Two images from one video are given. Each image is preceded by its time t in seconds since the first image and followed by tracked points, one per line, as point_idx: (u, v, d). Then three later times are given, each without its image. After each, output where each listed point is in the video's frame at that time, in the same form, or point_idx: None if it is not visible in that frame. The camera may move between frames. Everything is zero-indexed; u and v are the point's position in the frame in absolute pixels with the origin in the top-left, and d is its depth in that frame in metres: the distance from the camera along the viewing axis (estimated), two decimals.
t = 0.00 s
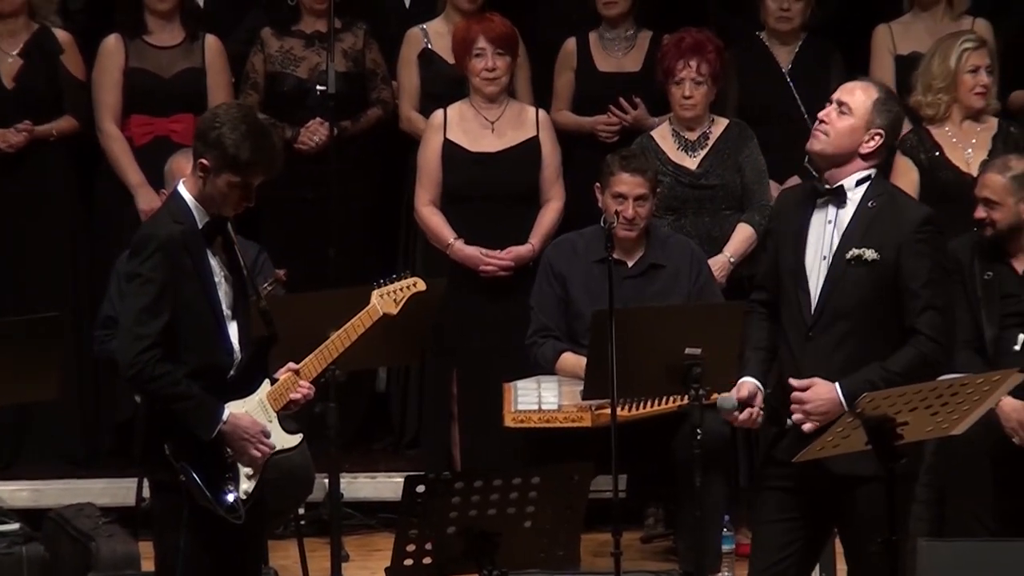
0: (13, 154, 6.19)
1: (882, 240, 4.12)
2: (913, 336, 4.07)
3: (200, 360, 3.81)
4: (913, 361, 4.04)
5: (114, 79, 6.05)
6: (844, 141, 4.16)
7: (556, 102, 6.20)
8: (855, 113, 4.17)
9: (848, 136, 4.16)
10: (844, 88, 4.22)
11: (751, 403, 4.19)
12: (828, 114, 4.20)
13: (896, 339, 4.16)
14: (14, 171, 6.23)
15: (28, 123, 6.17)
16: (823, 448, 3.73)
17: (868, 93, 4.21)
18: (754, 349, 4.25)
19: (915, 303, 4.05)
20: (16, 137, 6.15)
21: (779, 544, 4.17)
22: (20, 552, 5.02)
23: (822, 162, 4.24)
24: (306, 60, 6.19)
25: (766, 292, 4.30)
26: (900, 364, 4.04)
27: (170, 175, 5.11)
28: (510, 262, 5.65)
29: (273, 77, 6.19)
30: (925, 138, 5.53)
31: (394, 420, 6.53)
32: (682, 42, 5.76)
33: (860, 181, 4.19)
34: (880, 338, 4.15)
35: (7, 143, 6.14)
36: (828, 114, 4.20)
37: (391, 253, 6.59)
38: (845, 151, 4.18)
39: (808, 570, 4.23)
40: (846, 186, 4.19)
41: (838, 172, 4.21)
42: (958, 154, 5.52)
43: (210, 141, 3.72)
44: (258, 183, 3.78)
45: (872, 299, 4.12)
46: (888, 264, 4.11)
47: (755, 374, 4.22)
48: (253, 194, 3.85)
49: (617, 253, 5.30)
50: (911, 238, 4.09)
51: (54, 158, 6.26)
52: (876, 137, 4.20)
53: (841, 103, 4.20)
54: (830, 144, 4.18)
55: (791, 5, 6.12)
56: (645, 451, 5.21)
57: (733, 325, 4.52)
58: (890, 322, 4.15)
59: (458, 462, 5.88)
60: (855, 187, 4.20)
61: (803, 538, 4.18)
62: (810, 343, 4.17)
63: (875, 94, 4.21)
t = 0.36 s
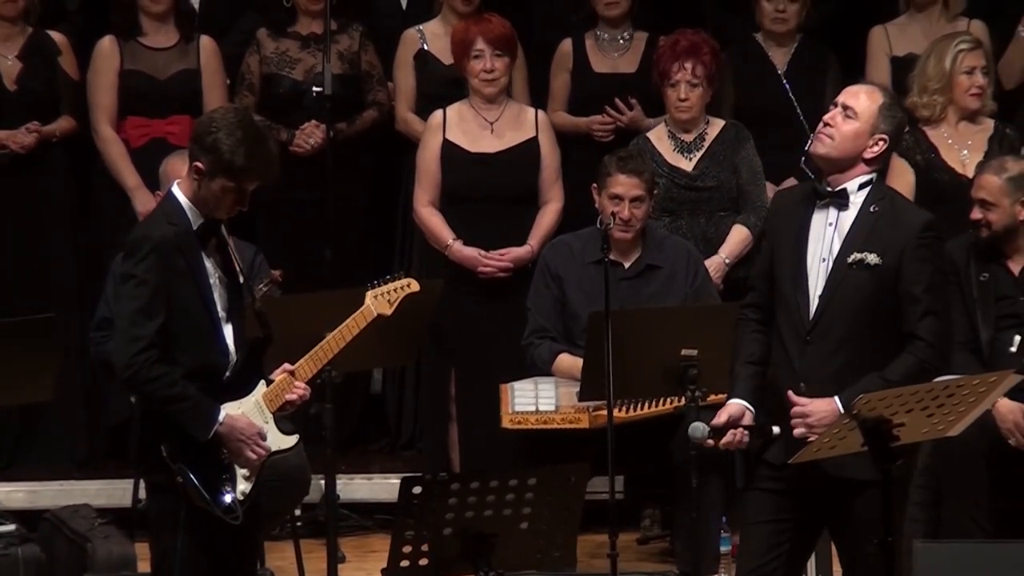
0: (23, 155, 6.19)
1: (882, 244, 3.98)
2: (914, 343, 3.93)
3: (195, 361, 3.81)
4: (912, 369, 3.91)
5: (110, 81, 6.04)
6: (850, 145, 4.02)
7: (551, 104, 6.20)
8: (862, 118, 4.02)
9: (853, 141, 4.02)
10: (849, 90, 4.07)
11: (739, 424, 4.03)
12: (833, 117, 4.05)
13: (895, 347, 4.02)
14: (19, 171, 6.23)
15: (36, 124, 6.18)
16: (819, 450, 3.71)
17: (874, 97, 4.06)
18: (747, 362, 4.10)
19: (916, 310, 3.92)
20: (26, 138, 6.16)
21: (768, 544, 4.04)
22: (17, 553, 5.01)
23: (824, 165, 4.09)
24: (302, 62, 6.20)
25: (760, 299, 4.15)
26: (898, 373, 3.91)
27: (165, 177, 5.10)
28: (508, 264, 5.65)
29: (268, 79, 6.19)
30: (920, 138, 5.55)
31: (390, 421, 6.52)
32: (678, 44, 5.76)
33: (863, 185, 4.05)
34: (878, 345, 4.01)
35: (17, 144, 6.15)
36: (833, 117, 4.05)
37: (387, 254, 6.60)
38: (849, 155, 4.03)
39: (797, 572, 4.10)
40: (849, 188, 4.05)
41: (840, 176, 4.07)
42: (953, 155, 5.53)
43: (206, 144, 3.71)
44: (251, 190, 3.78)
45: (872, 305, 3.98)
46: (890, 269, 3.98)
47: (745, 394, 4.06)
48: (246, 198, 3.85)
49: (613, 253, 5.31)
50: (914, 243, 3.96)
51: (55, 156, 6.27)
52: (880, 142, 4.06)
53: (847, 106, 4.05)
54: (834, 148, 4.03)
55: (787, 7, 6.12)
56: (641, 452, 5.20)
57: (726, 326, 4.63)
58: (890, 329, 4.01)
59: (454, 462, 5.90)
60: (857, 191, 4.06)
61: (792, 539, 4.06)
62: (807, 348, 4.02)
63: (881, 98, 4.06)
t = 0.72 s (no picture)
0: (22, 158, 6.19)
1: (881, 245, 3.98)
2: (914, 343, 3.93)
3: (194, 361, 3.81)
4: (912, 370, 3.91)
5: (110, 81, 6.04)
6: (849, 147, 4.01)
7: (551, 105, 6.19)
8: (860, 120, 4.01)
9: (853, 142, 4.01)
10: (846, 92, 4.06)
11: (720, 436, 4.02)
12: (831, 119, 4.04)
13: (894, 348, 4.02)
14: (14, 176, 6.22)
15: (35, 126, 6.18)
16: (819, 452, 3.71)
17: (872, 99, 4.05)
18: (735, 370, 4.08)
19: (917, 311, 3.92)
20: (25, 141, 6.15)
21: (765, 542, 4.01)
22: (17, 554, 5.01)
23: (823, 166, 4.08)
24: (300, 62, 6.20)
25: (752, 301, 4.14)
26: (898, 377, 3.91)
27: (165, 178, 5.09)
28: (510, 263, 5.65)
29: (267, 79, 6.19)
30: (919, 139, 5.55)
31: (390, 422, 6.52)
32: (679, 45, 5.75)
33: (860, 185, 4.05)
34: (877, 346, 4.01)
35: (15, 147, 6.15)
36: (832, 119, 4.04)
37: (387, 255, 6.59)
38: (848, 158, 4.02)
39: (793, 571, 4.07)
40: (847, 189, 4.04)
41: (838, 178, 4.07)
42: (952, 157, 5.53)
43: (207, 142, 3.72)
44: (250, 190, 3.79)
45: (872, 306, 3.98)
46: (890, 270, 3.98)
47: (725, 407, 4.05)
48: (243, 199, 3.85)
49: (613, 253, 5.31)
50: (913, 244, 3.96)
51: (55, 158, 6.27)
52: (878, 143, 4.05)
53: (845, 108, 4.04)
54: (834, 150, 4.02)
55: (787, 7, 6.12)
56: (641, 453, 5.20)
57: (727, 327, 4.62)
58: (889, 330, 4.01)
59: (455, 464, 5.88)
60: (855, 192, 4.05)
61: (791, 537, 4.02)
62: (806, 349, 4.01)
63: (878, 100, 4.05)
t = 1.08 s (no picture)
0: (23, 158, 6.18)
1: (881, 246, 3.98)
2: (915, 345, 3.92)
3: (193, 362, 3.81)
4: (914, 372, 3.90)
5: (112, 83, 6.04)
6: (848, 148, 4.00)
7: (550, 107, 6.18)
8: (859, 121, 4.00)
9: (851, 144, 4.00)
10: (844, 93, 4.05)
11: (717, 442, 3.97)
12: (830, 120, 4.03)
13: (895, 350, 4.02)
14: (13, 179, 6.22)
15: (37, 126, 6.18)
16: (821, 452, 3.68)
17: (870, 100, 4.05)
18: (733, 375, 4.06)
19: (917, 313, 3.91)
20: (26, 141, 6.15)
21: (768, 543, 4.00)
22: (18, 555, 5.08)
23: (822, 168, 4.07)
24: (300, 64, 6.20)
25: (754, 301, 4.12)
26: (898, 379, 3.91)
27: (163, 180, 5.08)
28: (509, 265, 5.64)
29: (266, 81, 6.19)
30: (918, 139, 5.53)
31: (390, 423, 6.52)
32: (680, 45, 5.75)
33: (859, 186, 4.05)
34: (877, 348, 4.00)
35: (17, 147, 6.14)
36: (830, 120, 4.03)
37: (388, 256, 6.59)
38: (847, 159, 4.01)
39: (796, 572, 4.06)
40: (845, 191, 4.04)
41: (836, 179, 4.06)
42: (949, 160, 5.49)
43: (208, 141, 3.73)
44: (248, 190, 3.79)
45: (872, 307, 3.98)
46: (890, 271, 3.97)
47: (721, 412, 4.02)
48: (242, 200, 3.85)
49: (614, 253, 5.31)
50: (913, 245, 3.96)
51: (53, 160, 6.26)
52: (877, 144, 4.05)
53: (843, 109, 4.03)
54: (833, 151, 4.01)
55: (789, 8, 6.11)
56: (643, 455, 5.20)
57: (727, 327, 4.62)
58: (889, 332, 4.00)
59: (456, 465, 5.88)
60: (854, 193, 4.05)
61: (794, 538, 4.01)
62: (806, 351, 4.01)
63: (876, 101, 4.05)
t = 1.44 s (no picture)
0: (20, 160, 6.18)
1: (888, 248, 3.98)
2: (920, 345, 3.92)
3: (197, 363, 3.82)
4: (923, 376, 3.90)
5: (115, 83, 6.04)
6: (854, 152, 4.00)
7: (553, 108, 6.17)
8: (865, 126, 4.00)
9: (857, 148, 4.00)
10: (848, 97, 4.06)
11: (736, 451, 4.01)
12: (834, 126, 4.03)
13: (902, 352, 4.01)
14: (14, 180, 6.22)
15: (34, 128, 6.18)
16: (824, 453, 3.69)
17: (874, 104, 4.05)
18: (748, 382, 4.09)
19: (924, 315, 3.91)
20: (24, 144, 6.15)
21: (772, 541, 4.00)
22: (19, 556, 5.21)
23: (828, 173, 4.07)
24: (301, 64, 6.19)
25: (761, 304, 4.12)
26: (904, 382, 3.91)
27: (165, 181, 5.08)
28: (513, 265, 5.64)
29: (267, 82, 6.19)
30: (921, 140, 5.40)
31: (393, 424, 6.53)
32: (684, 46, 5.75)
33: (865, 188, 4.05)
34: (885, 350, 4.00)
35: (14, 149, 6.15)
36: (835, 125, 4.03)
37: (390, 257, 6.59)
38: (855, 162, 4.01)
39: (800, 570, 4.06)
40: (852, 193, 4.04)
41: (843, 181, 4.06)
42: (950, 160, 5.36)
43: (218, 139, 3.74)
44: (256, 190, 3.80)
45: (879, 308, 3.98)
46: (897, 272, 3.97)
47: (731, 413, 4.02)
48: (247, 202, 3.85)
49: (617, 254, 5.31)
50: (920, 246, 3.96)
51: (51, 161, 6.27)
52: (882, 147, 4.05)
53: (847, 113, 4.03)
54: (838, 157, 4.01)
55: (793, 9, 6.11)
56: (647, 456, 5.20)
57: (731, 328, 4.61)
58: (895, 332, 4.00)
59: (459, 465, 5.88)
60: (861, 195, 4.05)
61: (798, 536, 4.02)
62: (813, 351, 4.01)
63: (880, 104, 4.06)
